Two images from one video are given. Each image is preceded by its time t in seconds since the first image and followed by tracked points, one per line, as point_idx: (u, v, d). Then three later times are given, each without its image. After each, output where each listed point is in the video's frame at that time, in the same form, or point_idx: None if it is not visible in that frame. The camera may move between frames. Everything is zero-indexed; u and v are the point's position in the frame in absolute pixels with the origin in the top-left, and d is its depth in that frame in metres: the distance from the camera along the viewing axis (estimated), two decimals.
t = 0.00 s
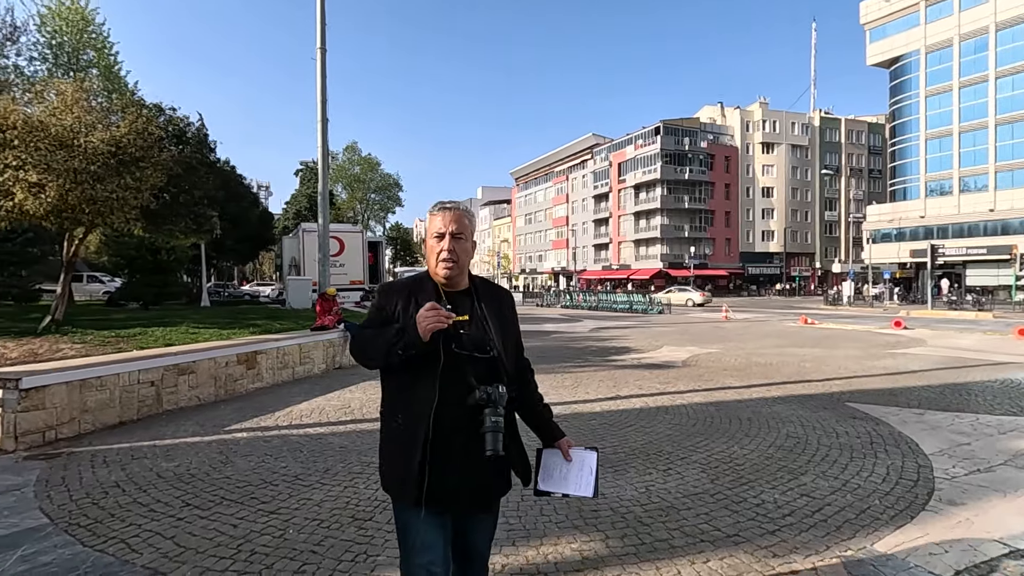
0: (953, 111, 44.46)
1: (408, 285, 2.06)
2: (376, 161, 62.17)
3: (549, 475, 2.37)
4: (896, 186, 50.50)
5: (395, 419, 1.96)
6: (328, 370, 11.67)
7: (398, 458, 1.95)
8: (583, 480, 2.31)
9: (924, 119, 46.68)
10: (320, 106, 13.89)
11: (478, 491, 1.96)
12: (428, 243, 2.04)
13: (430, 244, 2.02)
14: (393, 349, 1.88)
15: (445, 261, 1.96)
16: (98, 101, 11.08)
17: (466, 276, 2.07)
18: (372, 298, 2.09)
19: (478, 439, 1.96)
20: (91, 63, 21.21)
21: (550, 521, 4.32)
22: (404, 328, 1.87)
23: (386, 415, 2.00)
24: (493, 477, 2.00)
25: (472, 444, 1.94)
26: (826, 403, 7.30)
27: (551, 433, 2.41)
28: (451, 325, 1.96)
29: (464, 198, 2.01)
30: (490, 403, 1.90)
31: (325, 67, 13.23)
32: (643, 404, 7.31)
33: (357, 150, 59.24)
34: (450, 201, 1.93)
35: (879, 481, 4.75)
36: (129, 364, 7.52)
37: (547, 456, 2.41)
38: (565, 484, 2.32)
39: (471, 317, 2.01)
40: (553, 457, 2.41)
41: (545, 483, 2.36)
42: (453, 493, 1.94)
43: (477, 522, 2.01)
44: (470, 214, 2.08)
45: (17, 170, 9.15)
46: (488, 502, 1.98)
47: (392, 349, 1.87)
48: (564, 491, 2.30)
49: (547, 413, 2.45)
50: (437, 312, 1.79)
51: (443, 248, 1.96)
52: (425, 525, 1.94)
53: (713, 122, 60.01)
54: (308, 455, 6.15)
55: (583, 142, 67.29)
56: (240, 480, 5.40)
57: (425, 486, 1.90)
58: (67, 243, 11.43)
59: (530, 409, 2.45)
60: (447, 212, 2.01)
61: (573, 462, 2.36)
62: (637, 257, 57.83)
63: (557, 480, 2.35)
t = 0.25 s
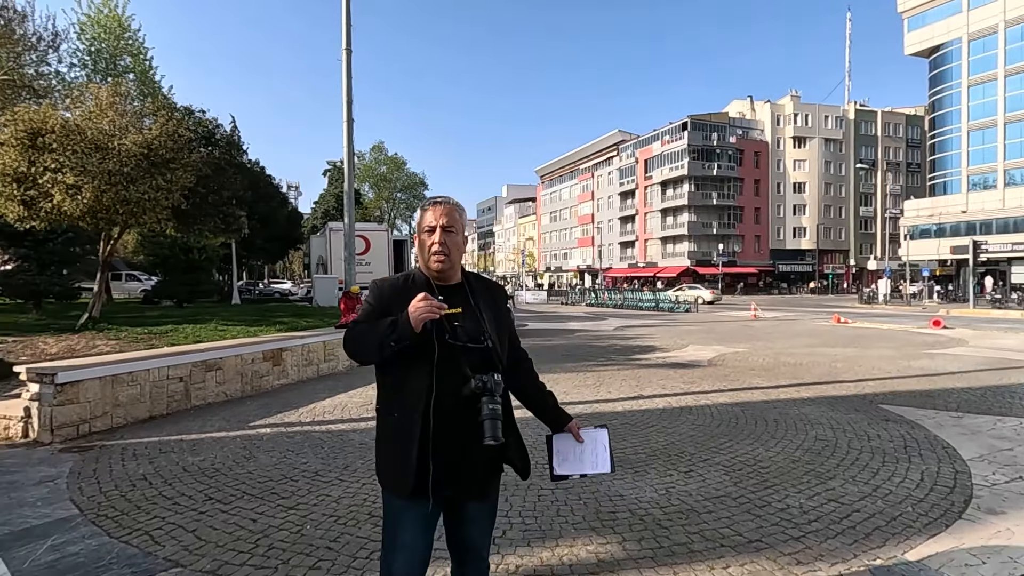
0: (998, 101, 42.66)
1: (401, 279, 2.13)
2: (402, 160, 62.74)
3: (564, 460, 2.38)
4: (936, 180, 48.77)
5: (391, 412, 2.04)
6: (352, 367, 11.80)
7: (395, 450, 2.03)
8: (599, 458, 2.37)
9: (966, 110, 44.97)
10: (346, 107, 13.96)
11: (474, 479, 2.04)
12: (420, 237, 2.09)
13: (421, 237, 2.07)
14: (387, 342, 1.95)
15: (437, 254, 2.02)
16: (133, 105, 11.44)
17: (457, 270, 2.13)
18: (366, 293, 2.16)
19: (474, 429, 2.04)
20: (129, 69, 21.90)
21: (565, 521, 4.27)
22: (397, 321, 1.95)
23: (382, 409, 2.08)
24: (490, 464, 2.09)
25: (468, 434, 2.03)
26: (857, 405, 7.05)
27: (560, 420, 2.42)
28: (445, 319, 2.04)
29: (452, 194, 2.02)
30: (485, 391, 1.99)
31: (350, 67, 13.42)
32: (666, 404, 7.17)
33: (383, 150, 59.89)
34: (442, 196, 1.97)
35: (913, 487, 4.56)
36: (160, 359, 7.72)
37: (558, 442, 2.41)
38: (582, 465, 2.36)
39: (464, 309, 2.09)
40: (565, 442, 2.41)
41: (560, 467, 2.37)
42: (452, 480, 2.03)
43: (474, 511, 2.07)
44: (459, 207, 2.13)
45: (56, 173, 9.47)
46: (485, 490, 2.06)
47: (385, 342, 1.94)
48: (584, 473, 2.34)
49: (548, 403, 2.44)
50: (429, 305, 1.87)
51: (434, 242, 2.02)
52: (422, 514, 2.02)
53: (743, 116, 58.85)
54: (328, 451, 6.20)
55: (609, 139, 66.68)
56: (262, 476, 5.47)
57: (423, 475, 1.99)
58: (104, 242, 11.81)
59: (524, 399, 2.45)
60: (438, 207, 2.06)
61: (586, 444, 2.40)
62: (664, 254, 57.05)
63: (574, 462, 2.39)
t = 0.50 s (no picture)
0: None
1: (390, 277, 2.32)
2: (424, 159, 63.02)
3: (579, 436, 2.47)
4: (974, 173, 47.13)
5: (379, 409, 2.22)
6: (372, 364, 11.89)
7: (382, 447, 2.21)
8: (609, 421, 2.53)
9: (1006, 101, 43.38)
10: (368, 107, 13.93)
11: (458, 474, 2.24)
12: (410, 232, 2.30)
13: (411, 232, 2.29)
14: (374, 336, 2.11)
15: (427, 247, 2.23)
16: (161, 107, 11.70)
17: (445, 263, 2.35)
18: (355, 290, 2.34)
19: (458, 426, 2.24)
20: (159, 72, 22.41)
21: (579, 522, 4.22)
22: (385, 317, 2.11)
23: (369, 407, 2.26)
24: (475, 461, 2.29)
25: (455, 429, 2.22)
26: (885, 407, 6.83)
27: (566, 399, 2.53)
28: (433, 316, 2.24)
29: (440, 188, 2.29)
30: (472, 390, 2.19)
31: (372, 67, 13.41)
32: (685, 404, 7.05)
33: (405, 149, 60.28)
34: (431, 191, 2.23)
35: (943, 494, 4.38)
36: (186, 356, 7.88)
37: (568, 420, 2.51)
38: (599, 433, 2.47)
39: (452, 307, 2.30)
40: (575, 418, 2.51)
41: (578, 445, 2.45)
42: (439, 476, 2.22)
43: (459, 506, 2.28)
44: (447, 204, 2.35)
45: (87, 174, 9.75)
46: (469, 485, 2.27)
47: (373, 338, 2.11)
48: (603, 441, 2.43)
49: (544, 392, 2.54)
50: (417, 297, 2.06)
51: (424, 235, 2.24)
52: (407, 508, 2.22)
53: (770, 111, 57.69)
54: (345, 448, 6.24)
55: (632, 135, 65.97)
56: (280, 471, 5.54)
57: (410, 470, 2.19)
58: (134, 242, 12.09)
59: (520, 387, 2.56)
60: (426, 201, 2.30)
61: (594, 414, 2.53)
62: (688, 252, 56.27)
63: (590, 432, 2.49)
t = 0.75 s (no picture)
0: None
1: (381, 276, 2.41)
2: (447, 157, 63.31)
3: (587, 413, 2.53)
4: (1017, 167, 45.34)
5: (375, 411, 2.33)
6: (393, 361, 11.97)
7: (378, 450, 2.32)
8: (611, 395, 2.64)
9: None
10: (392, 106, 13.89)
11: (455, 474, 2.35)
12: (399, 229, 2.38)
13: (400, 229, 2.37)
14: (366, 338, 2.21)
15: (417, 245, 2.31)
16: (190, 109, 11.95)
17: (436, 262, 2.44)
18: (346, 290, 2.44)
19: (455, 425, 2.34)
20: (188, 75, 22.99)
21: (593, 523, 4.16)
22: (376, 317, 2.21)
23: (363, 409, 2.37)
24: (472, 460, 2.39)
25: (451, 429, 2.33)
26: (919, 410, 6.57)
27: (568, 384, 2.60)
28: (426, 314, 2.34)
29: (429, 184, 2.38)
30: (468, 388, 2.30)
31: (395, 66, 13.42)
32: (707, 404, 6.91)
33: (429, 147, 60.67)
34: (418, 188, 2.32)
35: (978, 501, 4.19)
36: (211, 352, 8.02)
37: (574, 403, 2.58)
38: (605, 408, 2.57)
39: (446, 305, 2.40)
40: (580, 398, 2.60)
41: (589, 422, 2.50)
42: (438, 474, 2.33)
43: (458, 506, 2.38)
44: (436, 200, 2.43)
45: (118, 175, 10.06)
46: (467, 485, 2.37)
47: (364, 337, 2.20)
48: (610, 413, 2.54)
49: (542, 381, 2.60)
50: (410, 296, 2.15)
51: (414, 233, 2.32)
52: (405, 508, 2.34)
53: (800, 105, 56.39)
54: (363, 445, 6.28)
55: (658, 132, 65.18)
56: (298, 467, 5.59)
57: (407, 471, 2.30)
58: (164, 240, 12.39)
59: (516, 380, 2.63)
60: (416, 199, 2.37)
61: (596, 391, 2.64)
62: (714, 249, 55.39)
63: (597, 409, 2.58)
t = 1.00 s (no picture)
0: None
1: (381, 276, 2.47)
2: (466, 156, 63.47)
3: (596, 405, 2.51)
4: None
5: (378, 410, 2.36)
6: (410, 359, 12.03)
7: (382, 449, 2.34)
8: (611, 381, 2.65)
9: None
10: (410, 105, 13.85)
11: (460, 472, 2.36)
12: (399, 227, 2.43)
13: (400, 227, 2.41)
14: (366, 336, 2.26)
15: (416, 242, 2.36)
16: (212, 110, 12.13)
17: (436, 258, 2.48)
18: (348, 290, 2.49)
19: (459, 421, 2.35)
20: (211, 77, 23.39)
21: (605, 523, 4.12)
22: (377, 316, 2.25)
23: (367, 408, 2.40)
24: (476, 458, 2.40)
25: (454, 426, 2.33)
26: (946, 412, 6.38)
27: (569, 375, 2.58)
28: (427, 311, 2.36)
29: (429, 182, 2.42)
30: (470, 383, 2.30)
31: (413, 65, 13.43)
32: (725, 404, 6.80)
33: (448, 147, 60.85)
34: (418, 185, 2.36)
35: (1006, 507, 4.04)
36: (230, 349, 8.14)
37: (577, 392, 2.57)
38: (608, 396, 2.58)
39: (446, 302, 2.43)
40: (583, 388, 2.60)
41: (594, 411, 2.50)
42: (442, 473, 2.34)
43: (463, 505, 2.37)
44: (437, 197, 2.48)
45: (142, 175, 10.28)
46: (471, 482, 2.37)
47: (365, 336, 2.25)
48: (613, 400, 2.55)
49: (543, 374, 2.60)
50: (409, 293, 2.20)
51: (414, 231, 2.37)
52: (409, 508, 2.34)
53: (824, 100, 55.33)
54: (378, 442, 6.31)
55: (678, 129, 64.49)
56: (313, 464, 5.63)
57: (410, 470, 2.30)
58: (187, 239, 12.61)
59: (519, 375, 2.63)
60: (416, 197, 2.41)
61: (598, 378, 2.65)
62: (736, 248, 54.62)
63: (600, 398, 2.59)
